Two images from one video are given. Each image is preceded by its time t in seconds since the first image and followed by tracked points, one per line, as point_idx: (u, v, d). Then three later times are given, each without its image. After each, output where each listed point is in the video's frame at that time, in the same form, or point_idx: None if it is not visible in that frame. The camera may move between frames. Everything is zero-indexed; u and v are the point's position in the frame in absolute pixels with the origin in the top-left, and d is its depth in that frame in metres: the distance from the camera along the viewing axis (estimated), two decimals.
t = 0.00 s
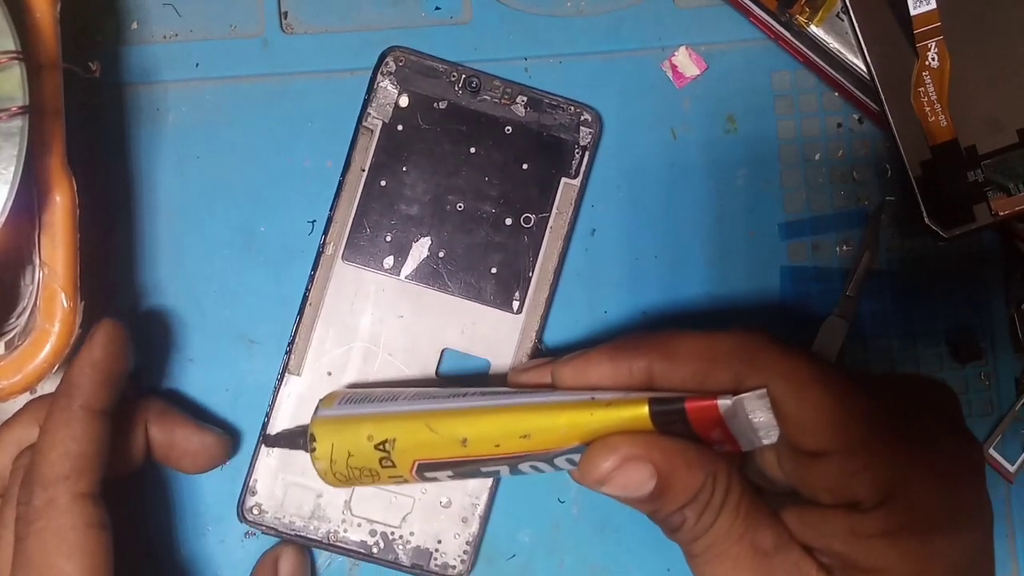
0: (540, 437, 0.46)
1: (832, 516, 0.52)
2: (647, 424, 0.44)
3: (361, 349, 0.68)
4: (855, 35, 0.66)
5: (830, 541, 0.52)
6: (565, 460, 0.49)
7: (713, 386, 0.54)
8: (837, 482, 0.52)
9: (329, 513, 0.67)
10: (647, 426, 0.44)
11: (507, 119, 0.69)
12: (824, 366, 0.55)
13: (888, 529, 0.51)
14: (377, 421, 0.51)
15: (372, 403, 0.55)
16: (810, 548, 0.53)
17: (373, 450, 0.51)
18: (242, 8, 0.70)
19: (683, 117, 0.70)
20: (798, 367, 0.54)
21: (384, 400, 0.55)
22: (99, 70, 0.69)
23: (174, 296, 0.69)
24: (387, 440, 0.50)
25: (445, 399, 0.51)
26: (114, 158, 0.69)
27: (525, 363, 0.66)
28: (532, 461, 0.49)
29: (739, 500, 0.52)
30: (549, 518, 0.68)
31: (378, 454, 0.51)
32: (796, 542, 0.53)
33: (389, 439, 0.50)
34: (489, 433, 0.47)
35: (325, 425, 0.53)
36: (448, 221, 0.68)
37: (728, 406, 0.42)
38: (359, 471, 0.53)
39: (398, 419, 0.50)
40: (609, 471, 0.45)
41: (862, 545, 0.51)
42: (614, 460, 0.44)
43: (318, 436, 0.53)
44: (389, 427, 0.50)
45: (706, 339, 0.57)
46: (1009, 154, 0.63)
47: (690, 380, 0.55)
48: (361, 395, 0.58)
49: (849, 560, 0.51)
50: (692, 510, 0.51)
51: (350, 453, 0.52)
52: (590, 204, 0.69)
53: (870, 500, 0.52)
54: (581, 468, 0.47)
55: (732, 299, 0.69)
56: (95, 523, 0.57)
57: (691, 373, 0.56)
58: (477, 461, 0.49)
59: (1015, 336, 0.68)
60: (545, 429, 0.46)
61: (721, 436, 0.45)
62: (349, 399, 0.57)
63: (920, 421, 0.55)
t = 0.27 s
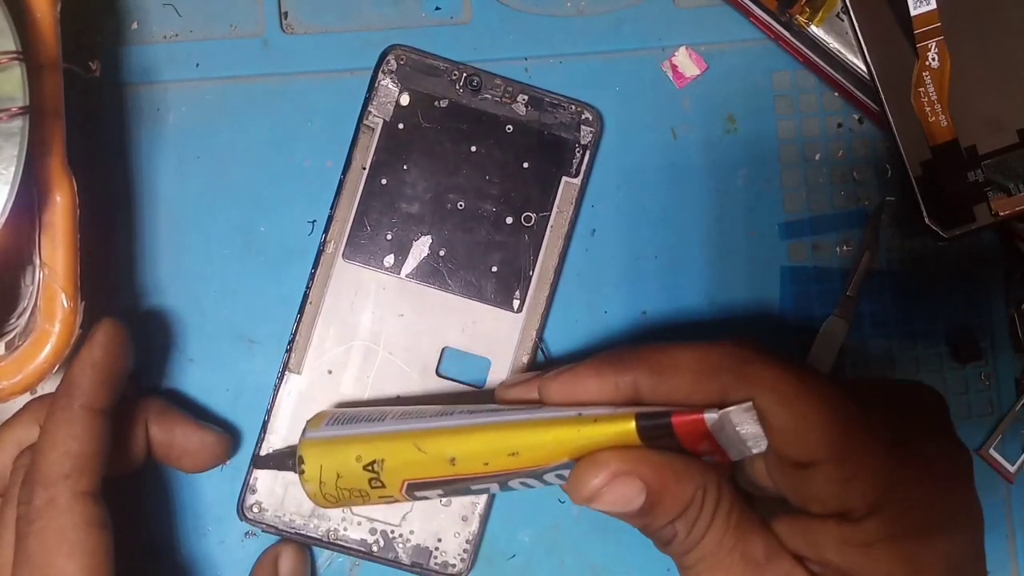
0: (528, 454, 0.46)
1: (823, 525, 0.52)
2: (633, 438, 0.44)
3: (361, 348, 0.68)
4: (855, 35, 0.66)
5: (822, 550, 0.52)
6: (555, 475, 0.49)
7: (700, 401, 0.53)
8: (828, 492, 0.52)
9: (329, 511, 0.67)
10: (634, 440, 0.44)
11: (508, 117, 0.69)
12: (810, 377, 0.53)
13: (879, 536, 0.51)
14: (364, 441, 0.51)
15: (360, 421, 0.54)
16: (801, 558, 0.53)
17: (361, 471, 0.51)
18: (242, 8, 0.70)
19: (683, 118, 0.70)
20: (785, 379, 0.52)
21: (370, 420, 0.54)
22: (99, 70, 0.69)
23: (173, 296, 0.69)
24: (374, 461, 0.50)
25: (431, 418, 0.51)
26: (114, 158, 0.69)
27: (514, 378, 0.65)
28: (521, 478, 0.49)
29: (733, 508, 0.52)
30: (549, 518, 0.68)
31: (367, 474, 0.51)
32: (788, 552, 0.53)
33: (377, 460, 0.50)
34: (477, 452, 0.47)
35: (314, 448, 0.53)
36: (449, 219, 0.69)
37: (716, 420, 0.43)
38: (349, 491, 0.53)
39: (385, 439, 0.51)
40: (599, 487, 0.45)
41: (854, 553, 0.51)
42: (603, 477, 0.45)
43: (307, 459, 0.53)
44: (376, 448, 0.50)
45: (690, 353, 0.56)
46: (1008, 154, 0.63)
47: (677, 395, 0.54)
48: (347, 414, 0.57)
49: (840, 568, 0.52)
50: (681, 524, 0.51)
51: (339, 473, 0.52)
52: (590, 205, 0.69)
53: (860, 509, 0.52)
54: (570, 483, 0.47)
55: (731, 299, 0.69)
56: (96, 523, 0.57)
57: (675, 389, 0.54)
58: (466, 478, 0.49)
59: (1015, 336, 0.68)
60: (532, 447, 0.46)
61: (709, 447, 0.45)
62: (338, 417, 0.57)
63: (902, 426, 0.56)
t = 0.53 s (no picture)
0: (526, 458, 0.44)
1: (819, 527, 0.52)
2: (628, 442, 0.44)
3: (361, 347, 0.68)
4: (855, 35, 0.66)
5: (817, 552, 0.52)
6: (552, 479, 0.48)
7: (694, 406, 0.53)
8: (824, 496, 0.52)
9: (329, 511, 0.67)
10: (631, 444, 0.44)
11: (508, 117, 0.69)
12: (805, 382, 0.53)
13: (872, 538, 0.52)
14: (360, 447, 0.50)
15: (355, 428, 0.55)
16: (797, 559, 0.53)
17: (356, 475, 0.49)
18: (242, 8, 0.70)
19: (683, 117, 0.70)
20: (780, 384, 0.52)
21: (367, 426, 0.55)
22: (99, 70, 0.69)
23: (173, 296, 0.69)
24: (369, 466, 0.49)
25: (423, 426, 0.50)
26: (113, 158, 0.69)
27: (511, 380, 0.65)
28: (521, 481, 0.48)
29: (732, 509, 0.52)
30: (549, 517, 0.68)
31: (362, 479, 0.49)
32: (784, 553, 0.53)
33: (372, 465, 0.49)
34: (474, 457, 0.46)
35: (309, 454, 0.53)
36: (449, 218, 0.69)
37: (710, 423, 0.41)
38: (345, 496, 0.52)
39: (379, 444, 0.49)
40: (595, 490, 0.46)
41: (849, 555, 0.52)
42: (599, 479, 0.45)
43: (303, 467, 0.53)
44: (371, 453, 0.49)
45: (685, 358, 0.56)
46: (1009, 154, 0.63)
47: (671, 399, 0.53)
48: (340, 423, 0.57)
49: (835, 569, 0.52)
50: (678, 526, 0.51)
51: (333, 478, 0.51)
52: (590, 205, 0.69)
53: (855, 512, 0.52)
54: (568, 486, 0.46)
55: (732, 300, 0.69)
56: (96, 522, 0.57)
57: (667, 395, 0.54)
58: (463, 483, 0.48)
59: (1015, 336, 0.68)
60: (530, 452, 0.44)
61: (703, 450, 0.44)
62: (332, 424, 0.59)
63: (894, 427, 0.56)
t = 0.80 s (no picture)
0: (535, 438, 0.46)
1: (827, 517, 0.52)
2: (642, 426, 0.44)
3: (361, 347, 0.68)
4: (855, 35, 0.66)
5: (827, 544, 0.51)
6: (560, 460, 0.49)
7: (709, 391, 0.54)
8: (833, 483, 0.52)
9: (329, 511, 0.67)
10: (642, 428, 0.44)
11: (508, 117, 0.69)
12: (821, 368, 0.55)
13: (883, 529, 0.51)
14: (372, 422, 0.52)
15: (367, 403, 0.55)
16: (806, 551, 0.52)
17: (367, 450, 0.52)
18: (242, 8, 0.70)
19: (683, 117, 0.70)
20: (794, 370, 0.53)
21: (379, 400, 0.55)
22: (99, 70, 0.69)
23: (173, 296, 0.69)
24: (380, 441, 0.51)
25: (438, 400, 0.51)
26: (113, 158, 0.69)
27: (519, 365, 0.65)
28: (528, 462, 0.49)
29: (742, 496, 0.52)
30: (548, 518, 0.68)
31: (373, 454, 0.52)
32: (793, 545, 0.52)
33: (384, 440, 0.51)
34: (485, 434, 0.47)
35: (317, 426, 0.54)
36: (449, 219, 0.69)
37: (723, 408, 0.42)
38: (354, 471, 0.54)
39: (392, 420, 0.51)
40: (606, 473, 0.46)
41: (859, 546, 0.51)
42: (609, 463, 0.45)
43: (313, 439, 0.54)
44: (383, 429, 0.51)
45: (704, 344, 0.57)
46: (1008, 154, 0.63)
47: (687, 382, 0.54)
48: (355, 395, 0.58)
49: (844, 562, 0.51)
50: (687, 513, 0.51)
51: (344, 452, 0.53)
52: (590, 205, 0.69)
53: (866, 502, 0.51)
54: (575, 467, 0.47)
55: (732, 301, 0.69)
56: (97, 522, 0.57)
57: (688, 375, 0.55)
58: (471, 461, 0.49)
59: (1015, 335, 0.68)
60: (540, 431, 0.46)
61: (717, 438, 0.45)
62: (343, 399, 0.57)
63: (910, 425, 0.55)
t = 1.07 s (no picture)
0: (519, 469, 0.45)
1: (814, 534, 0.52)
2: (623, 452, 0.44)
3: (361, 347, 0.68)
4: (855, 35, 0.66)
5: (814, 560, 0.51)
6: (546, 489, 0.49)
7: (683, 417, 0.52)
8: (816, 501, 0.52)
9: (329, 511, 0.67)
10: (624, 453, 0.44)
11: (508, 117, 0.69)
12: (799, 386, 0.54)
13: (869, 545, 0.51)
14: (355, 461, 0.51)
15: (350, 442, 0.55)
16: (794, 567, 0.52)
17: (353, 490, 0.51)
18: (242, 8, 0.70)
19: (683, 117, 0.70)
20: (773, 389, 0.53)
21: (361, 439, 0.55)
22: (99, 71, 0.69)
23: (173, 296, 0.69)
24: (365, 481, 0.50)
25: (420, 437, 0.50)
26: (113, 158, 0.69)
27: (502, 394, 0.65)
28: (514, 493, 0.49)
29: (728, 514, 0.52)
30: (548, 517, 0.68)
31: (359, 494, 0.51)
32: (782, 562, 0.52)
33: (368, 479, 0.50)
34: (468, 469, 0.47)
35: (302, 467, 0.53)
36: (449, 219, 0.69)
37: (703, 432, 0.42)
38: (341, 511, 0.53)
39: (375, 458, 0.50)
40: (589, 502, 0.45)
41: (845, 562, 0.51)
42: (593, 490, 0.45)
43: (298, 481, 0.53)
44: (367, 468, 0.50)
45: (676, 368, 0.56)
46: (1009, 154, 0.63)
47: (665, 408, 0.53)
48: (341, 435, 0.58)
49: None
50: (673, 536, 0.51)
51: (329, 493, 0.52)
52: (590, 205, 0.69)
53: (849, 518, 0.51)
54: (562, 499, 0.47)
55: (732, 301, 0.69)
56: (96, 522, 0.57)
57: (663, 404, 0.53)
58: (458, 495, 0.49)
59: (1015, 336, 0.68)
60: (523, 464, 0.45)
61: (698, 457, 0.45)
62: (328, 437, 0.58)
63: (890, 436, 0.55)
